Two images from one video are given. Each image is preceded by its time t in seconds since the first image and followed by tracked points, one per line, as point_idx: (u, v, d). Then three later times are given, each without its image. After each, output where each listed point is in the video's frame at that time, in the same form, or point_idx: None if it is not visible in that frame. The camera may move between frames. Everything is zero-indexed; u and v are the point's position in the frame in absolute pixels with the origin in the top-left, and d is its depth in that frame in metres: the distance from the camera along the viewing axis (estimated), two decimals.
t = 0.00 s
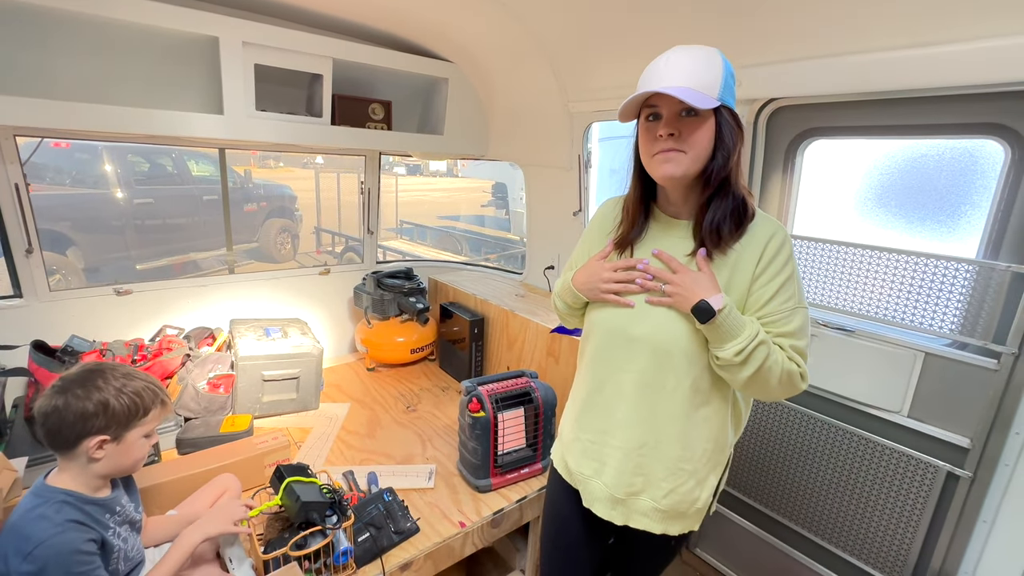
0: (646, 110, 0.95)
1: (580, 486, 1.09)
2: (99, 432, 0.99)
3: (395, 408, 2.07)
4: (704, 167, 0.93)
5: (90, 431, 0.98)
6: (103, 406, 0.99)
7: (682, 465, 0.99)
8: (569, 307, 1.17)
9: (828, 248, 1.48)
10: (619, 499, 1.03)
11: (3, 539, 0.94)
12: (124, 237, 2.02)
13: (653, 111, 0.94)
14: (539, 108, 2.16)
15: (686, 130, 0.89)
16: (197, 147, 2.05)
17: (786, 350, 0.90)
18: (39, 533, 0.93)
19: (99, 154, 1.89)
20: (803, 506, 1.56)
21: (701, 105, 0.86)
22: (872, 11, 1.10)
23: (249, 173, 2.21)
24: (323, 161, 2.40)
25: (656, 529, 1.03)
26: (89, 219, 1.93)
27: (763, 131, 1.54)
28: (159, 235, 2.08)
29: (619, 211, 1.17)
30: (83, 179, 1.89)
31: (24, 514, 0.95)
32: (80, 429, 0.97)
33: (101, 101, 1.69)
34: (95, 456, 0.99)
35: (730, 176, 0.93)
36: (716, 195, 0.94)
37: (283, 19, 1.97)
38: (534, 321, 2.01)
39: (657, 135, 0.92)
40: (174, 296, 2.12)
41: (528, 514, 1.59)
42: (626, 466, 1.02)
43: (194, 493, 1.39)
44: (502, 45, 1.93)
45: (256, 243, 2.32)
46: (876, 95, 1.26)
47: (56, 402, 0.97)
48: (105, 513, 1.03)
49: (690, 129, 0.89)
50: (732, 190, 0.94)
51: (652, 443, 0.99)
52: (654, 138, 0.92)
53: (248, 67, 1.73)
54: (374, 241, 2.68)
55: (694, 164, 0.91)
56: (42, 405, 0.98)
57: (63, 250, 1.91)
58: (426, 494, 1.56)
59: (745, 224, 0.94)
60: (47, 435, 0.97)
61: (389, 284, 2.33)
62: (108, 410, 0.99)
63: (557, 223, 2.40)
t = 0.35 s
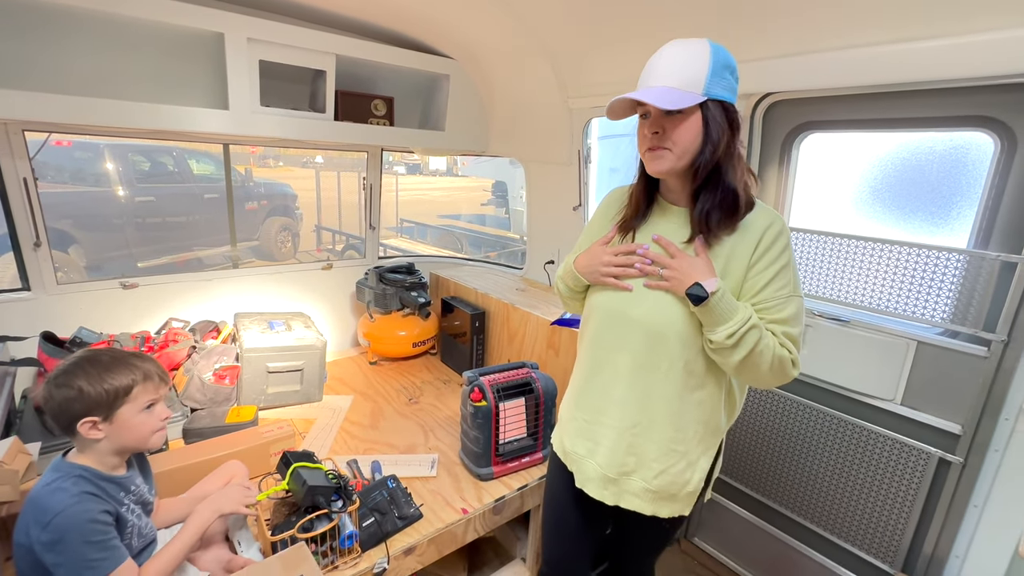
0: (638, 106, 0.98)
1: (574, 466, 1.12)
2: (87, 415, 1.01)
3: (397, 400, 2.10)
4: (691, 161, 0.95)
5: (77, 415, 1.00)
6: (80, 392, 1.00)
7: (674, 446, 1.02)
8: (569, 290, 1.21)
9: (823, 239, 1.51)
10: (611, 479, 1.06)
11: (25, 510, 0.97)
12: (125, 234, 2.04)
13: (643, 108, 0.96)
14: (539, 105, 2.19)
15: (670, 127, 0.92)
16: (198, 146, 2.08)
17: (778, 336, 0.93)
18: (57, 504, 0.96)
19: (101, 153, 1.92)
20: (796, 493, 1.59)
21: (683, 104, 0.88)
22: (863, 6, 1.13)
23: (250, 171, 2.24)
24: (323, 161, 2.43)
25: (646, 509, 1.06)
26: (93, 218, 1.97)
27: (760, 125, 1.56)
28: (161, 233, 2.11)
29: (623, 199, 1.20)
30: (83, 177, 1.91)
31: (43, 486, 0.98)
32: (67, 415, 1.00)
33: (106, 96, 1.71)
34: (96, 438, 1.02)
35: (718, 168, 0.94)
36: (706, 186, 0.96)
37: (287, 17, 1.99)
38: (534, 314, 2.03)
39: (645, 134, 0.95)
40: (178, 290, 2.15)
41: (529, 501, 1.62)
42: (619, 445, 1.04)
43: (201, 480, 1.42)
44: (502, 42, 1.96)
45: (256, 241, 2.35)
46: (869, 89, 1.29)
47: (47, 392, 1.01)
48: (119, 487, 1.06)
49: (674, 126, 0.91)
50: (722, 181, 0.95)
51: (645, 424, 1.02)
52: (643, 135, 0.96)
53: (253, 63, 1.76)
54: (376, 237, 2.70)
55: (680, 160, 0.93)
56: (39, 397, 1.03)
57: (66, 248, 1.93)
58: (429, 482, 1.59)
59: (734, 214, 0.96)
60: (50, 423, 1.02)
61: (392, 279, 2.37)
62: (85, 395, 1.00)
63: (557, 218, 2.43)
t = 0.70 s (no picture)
0: (637, 102, 0.99)
1: (579, 458, 1.14)
2: (80, 407, 1.01)
3: (398, 397, 2.11)
4: (695, 151, 0.98)
5: (71, 408, 1.01)
6: (70, 386, 1.01)
7: (676, 436, 1.04)
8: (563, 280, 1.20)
9: (819, 236, 1.52)
10: (615, 470, 1.08)
11: (30, 494, 0.99)
12: (126, 235, 2.06)
13: (644, 103, 0.98)
14: (538, 104, 2.21)
15: (677, 119, 0.94)
16: (198, 147, 2.10)
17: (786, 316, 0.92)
18: (58, 485, 0.97)
19: (102, 154, 1.94)
20: (795, 488, 1.60)
21: (688, 96, 0.91)
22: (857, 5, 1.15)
23: (250, 173, 2.26)
24: (322, 163, 2.45)
25: (651, 498, 1.07)
26: (94, 218, 1.98)
27: (756, 122, 1.58)
28: (161, 235, 2.13)
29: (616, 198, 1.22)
30: (84, 178, 1.92)
31: (46, 470, 1.00)
32: (60, 409, 1.01)
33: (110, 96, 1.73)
34: (94, 429, 1.04)
35: (719, 157, 0.98)
36: (707, 175, 0.99)
37: (289, 17, 2.02)
38: (534, 311, 2.05)
39: (650, 126, 0.96)
40: (180, 289, 2.16)
41: (529, 496, 1.63)
42: (622, 436, 1.06)
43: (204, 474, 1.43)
44: (501, 42, 1.98)
45: (256, 242, 2.36)
46: (862, 86, 1.31)
47: (41, 388, 1.02)
48: (120, 473, 1.07)
49: (680, 118, 0.94)
50: (722, 169, 0.99)
51: (646, 414, 1.04)
52: (647, 128, 0.97)
53: (255, 62, 1.77)
54: (377, 236, 2.72)
55: (686, 149, 0.96)
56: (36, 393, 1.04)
57: (66, 248, 1.95)
58: (429, 477, 1.60)
59: (734, 202, 0.99)
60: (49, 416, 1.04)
61: (392, 277, 2.38)
62: (76, 388, 1.01)
63: (557, 216, 2.45)
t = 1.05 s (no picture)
0: (629, 104, 1.01)
1: (581, 463, 1.15)
2: (71, 412, 1.01)
3: (395, 401, 2.11)
4: (684, 156, 0.99)
5: (63, 414, 1.01)
6: (59, 392, 1.00)
7: (676, 439, 1.05)
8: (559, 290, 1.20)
9: (812, 238, 1.54)
10: (617, 474, 1.09)
11: (25, 495, 0.99)
12: (124, 240, 2.06)
13: (635, 105, 1.00)
14: (535, 109, 2.23)
15: (667, 121, 0.96)
16: (195, 151, 2.11)
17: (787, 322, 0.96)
18: (53, 486, 0.97)
19: (100, 159, 1.94)
20: (792, 490, 1.61)
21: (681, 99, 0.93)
22: (848, 12, 1.17)
23: (248, 178, 2.27)
24: (320, 169, 2.46)
25: (654, 502, 1.08)
26: (93, 223, 1.99)
27: (750, 127, 1.60)
28: (158, 239, 2.13)
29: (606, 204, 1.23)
30: (82, 183, 1.93)
31: (41, 472, 1.00)
32: (52, 415, 1.01)
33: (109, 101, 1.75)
34: (88, 433, 1.04)
35: (707, 162, 0.99)
36: (695, 180, 1.00)
37: (288, 23, 2.04)
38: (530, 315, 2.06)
39: (641, 127, 0.98)
40: (178, 292, 2.17)
41: (526, 498, 1.64)
42: (622, 441, 1.07)
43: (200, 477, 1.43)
44: (498, 48, 2.00)
45: (253, 247, 2.37)
46: (852, 92, 1.33)
47: (33, 393, 1.02)
48: (115, 474, 1.07)
49: (671, 120, 0.96)
50: (709, 174, 1.00)
51: (646, 418, 1.05)
52: (638, 130, 0.99)
53: (254, 67, 1.79)
54: (374, 239, 2.73)
55: (676, 152, 0.97)
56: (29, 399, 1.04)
57: (64, 253, 1.95)
58: (427, 480, 1.60)
59: (723, 207, 0.99)
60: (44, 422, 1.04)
61: (389, 281, 2.38)
62: (66, 394, 1.01)
63: (554, 220, 2.46)
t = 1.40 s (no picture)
0: (624, 115, 1.02)
1: (578, 472, 1.15)
2: (65, 425, 1.00)
3: (393, 409, 2.10)
4: (680, 166, 1.00)
5: (56, 428, 1.00)
6: (52, 406, 1.00)
7: (672, 448, 1.04)
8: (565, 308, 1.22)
9: (807, 246, 1.55)
10: (614, 483, 1.08)
11: (20, 507, 0.99)
12: (120, 248, 2.05)
13: (631, 116, 1.01)
14: (532, 118, 2.25)
15: (662, 132, 0.96)
16: (193, 158, 2.11)
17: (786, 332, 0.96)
18: (49, 497, 0.97)
19: (97, 167, 1.95)
20: (790, 498, 1.61)
21: (675, 111, 0.93)
22: (841, 23, 1.19)
23: (245, 185, 2.27)
24: (317, 176, 2.47)
25: (651, 512, 1.07)
26: (89, 230, 1.98)
27: (745, 136, 1.61)
28: (154, 248, 2.12)
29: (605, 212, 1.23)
30: (78, 191, 1.93)
31: (36, 484, 0.99)
32: (46, 428, 1.00)
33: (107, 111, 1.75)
34: (82, 446, 1.03)
35: (702, 172, 0.99)
36: (691, 190, 1.00)
37: (286, 33, 2.05)
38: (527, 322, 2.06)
39: (636, 139, 0.99)
40: (174, 300, 2.16)
41: (524, 507, 1.63)
42: (619, 450, 1.07)
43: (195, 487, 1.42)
44: (495, 57, 2.02)
45: (250, 254, 2.36)
46: (844, 102, 1.35)
47: (25, 406, 1.01)
48: (111, 485, 1.07)
49: (665, 131, 0.96)
50: (705, 184, 1.00)
51: (642, 427, 1.05)
52: (634, 141, 0.99)
53: (252, 77, 1.80)
54: (372, 247, 2.73)
55: (671, 162, 0.98)
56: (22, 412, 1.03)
57: (60, 260, 1.94)
58: (424, 489, 1.59)
59: (719, 217, 1.00)
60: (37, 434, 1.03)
61: (386, 288, 2.38)
62: (59, 407, 1.00)
63: (550, 228, 2.47)
